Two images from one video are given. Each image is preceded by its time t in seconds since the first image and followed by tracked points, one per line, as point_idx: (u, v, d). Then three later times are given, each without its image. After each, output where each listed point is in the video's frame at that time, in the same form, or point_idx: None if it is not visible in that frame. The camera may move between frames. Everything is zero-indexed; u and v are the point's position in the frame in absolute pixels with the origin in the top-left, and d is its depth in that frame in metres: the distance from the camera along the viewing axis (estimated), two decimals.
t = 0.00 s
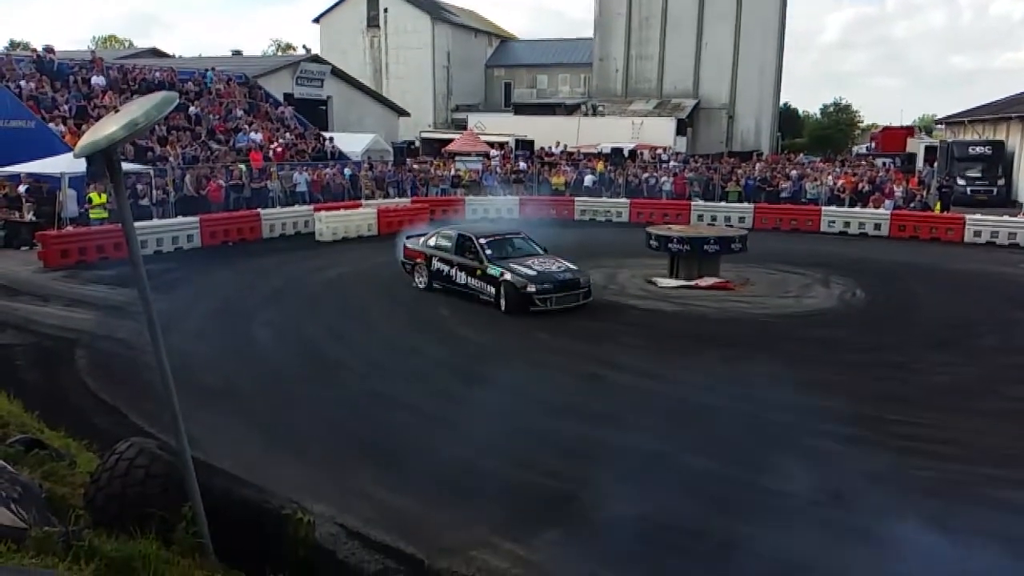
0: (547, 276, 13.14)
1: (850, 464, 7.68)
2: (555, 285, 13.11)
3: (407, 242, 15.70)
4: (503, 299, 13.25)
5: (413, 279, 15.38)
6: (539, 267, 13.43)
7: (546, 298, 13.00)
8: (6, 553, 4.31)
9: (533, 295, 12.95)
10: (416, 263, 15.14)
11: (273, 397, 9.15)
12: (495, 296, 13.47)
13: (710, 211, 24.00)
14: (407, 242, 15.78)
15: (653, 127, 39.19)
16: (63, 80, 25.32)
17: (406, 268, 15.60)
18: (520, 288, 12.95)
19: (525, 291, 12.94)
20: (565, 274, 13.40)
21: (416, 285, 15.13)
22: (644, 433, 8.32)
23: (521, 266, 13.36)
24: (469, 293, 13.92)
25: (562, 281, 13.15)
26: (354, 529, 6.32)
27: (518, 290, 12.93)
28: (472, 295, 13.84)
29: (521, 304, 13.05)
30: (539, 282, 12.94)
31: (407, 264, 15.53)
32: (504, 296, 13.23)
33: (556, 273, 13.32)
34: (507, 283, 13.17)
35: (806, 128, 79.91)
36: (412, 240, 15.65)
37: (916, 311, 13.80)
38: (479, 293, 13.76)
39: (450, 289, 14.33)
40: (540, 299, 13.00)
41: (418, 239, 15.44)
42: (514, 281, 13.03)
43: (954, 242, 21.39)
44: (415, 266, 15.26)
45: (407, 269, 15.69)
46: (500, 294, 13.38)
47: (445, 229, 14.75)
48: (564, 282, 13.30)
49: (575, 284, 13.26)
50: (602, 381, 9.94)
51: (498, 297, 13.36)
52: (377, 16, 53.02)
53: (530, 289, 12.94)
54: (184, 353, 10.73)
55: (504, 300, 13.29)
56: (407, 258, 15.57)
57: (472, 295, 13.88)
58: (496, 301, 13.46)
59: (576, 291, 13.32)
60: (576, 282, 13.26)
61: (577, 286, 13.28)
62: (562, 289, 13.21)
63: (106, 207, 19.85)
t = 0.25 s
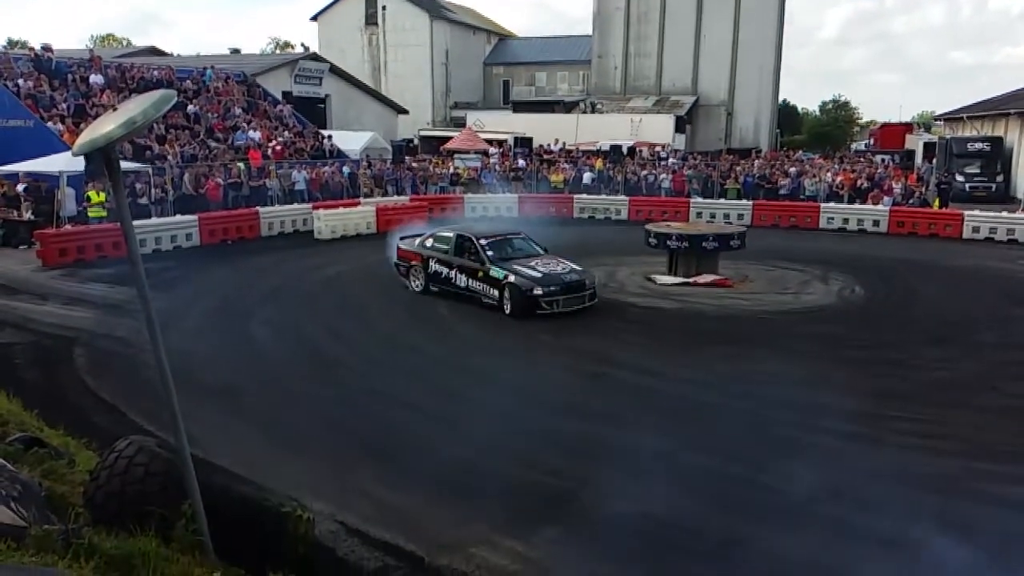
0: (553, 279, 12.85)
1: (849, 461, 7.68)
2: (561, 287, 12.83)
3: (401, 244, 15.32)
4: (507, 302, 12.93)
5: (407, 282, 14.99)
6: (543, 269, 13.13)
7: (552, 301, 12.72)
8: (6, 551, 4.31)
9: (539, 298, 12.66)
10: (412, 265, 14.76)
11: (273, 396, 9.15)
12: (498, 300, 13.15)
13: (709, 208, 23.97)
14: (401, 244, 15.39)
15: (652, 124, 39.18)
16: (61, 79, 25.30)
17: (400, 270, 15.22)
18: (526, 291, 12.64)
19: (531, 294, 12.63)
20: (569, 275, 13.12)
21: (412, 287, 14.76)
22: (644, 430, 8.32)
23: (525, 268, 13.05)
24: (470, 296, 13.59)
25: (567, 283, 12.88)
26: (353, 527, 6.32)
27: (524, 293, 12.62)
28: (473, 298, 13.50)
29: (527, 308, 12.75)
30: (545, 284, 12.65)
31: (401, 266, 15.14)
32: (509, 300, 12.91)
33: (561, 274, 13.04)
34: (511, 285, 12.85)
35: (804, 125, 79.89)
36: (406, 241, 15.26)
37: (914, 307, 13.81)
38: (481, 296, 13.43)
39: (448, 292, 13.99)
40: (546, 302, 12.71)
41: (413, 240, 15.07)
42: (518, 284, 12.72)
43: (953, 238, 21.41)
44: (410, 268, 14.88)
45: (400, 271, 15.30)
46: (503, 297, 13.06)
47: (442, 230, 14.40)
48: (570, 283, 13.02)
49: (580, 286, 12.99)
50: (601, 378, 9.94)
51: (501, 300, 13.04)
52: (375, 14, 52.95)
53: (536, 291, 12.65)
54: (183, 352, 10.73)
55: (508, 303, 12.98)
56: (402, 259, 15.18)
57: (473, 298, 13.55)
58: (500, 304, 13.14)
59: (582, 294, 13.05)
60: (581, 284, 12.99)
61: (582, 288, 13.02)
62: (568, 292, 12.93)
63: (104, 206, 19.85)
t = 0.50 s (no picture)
0: (558, 279, 12.51)
1: (846, 456, 7.71)
2: (566, 287, 12.51)
3: (394, 243, 14.85)
4: (511, 303, 12.55)
5: (402, 283, 14.53)
6: (547, 269, 12.78)
7: (558, 302, 12.38)
8: (2, 546, 4.33)
9: (545, 299, 12.30)
10: (407, 265, 14.31)
11: (270, 391, 9.15)
12: (501, 301, 12.75)
13: (705, 204, 23.97)
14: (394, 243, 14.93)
15: (649, 120, 39.18)
16: (57, 75, 25.27)
17: (394, 271, 14.76)
18: (532, 291, 12.28)
19: (537, 294, 12.26)
20: (573, 275, 12.79)
21: (407, 289, 14.30)
22: (642, 426, 8.33)
23: (528, 268, 12.71)
24: (471, 297, 13.18)
25: (572, 283, 12.55)
26: (351, 522, 6.34)
27: (530, 294, 12.24)
28: (474, 299, 13.10)
29: (532, 309, 12.37)
30: (551, 285, 12.31)
31: (395, 266, 14.68)
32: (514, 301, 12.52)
33: (565, 274, 12.72)
34: (515, 286, 12.46)
35: (802, 121, 79.96)
36: (398, 241, 14.81)
37: (911, 302, 13.85)
38: (483, 297, 13.03)
39: (447, 293, 13.58)
40: (552, 303, 12.36)
41: (407, 240, 14.63)
42: (524, 284, 12.35)
43: (949, 234, 21.45)
44: (404, 269, 14.43)
45: (394, 272, 14.84)
46: (506, 298, 12.69)
47: (438, 230, 14.00)
48: (574, 284, 12.69)
49: (585, 286, 12.67)
50: (598, 373, 9.96)
51: (504, 301, 12.66)
52: (372, 9, 52.87)
53: (541, 292, 12.28)
54: (180, 348, 10.72)
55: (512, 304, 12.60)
56: (395, 260, 14.72)
57: (474, 299, 13.15)
58: (503, 305, 12.76)
59: (587, 294, 12.74)
60: (586, 284, 12.67)
61: (587, 288, 12.70)
62: (573, 292, 12.59)
63: (101, 202, 19.83)
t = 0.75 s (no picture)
0: (561, 279, 12.13)
1: (839, 450, 7.73)
2: (570, 288, 12.14)
3: (384, 242, 14.36)
4: (514, 305, 12.16)
5: (394, 284, 14.05)
6: (549, 269, 12.38)
7: (563, 303, 12.02)
8: None
9: (549, 300, 11.92)
10: (400, 266, 13.82)
11: (263, 387, 9.13)
12: (502, 302, 12.36)
13: (698, 199, 23.98)
14: (384, 243, 14.43)
15: (642, 115, 39.21)
16: (47, 69, 25.11)
17: (386, 271, 14.27)
18: (536, 293, 11.89)
19: (541, 296, 11.88)
20: (576, 275, 12.41)
21: (401, 290, 13.83)
22: (636, 421, 8.34)
23: (530, 268, 12.32)
24: (470, 299, 12.77)
25: (576, 284, 12.18)
26: (344, 517, 6.33)
27: (534, 296, 11.86)
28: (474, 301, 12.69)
29: (537, 311, 11.99)
30: (555, 285, 11.93)
31: (386, 267, 14.20)
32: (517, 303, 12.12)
33: (568, 274, 12.33)
34: (518, 288, 12.06)
35: (794, 116, 80.12)
36: (389, 241, 14.32)
37: (902, 297, 13.91)
38: (483, 299, 12.62)
39: (445, 295, 13.14)
40: (556, 304, 11.99)
41: (399, 240, 14.13)
42: (527, 286, 11.95)
43: (941, 229, 21.55)
44: (397, 269, 13.95)
45: (385, 273, 14.35)
46: (508, 300, 12.29)
47: (433, 229, 13.53)
48: (578, 284, 12.32)
49: (588, 286, 12.30)
50: (591, 369, 9.97)
51: (505, 304, 12.27)
52: (365, 4, 52.70)
53: (545, 293, 11.89)
54: (173, 344, 10.68)
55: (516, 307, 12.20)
56: (387, 260, 14.23)
57: (474, 302, 12.73)
58: (505, 307, 12.36)
59: (591, 294, 12.38)
60: (589, 284, 12.30)
61: (591, 288, 12.35)
62: (577, 293, 12.23)
63: (92, 197, 19.74)
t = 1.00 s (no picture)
0: (566, 278, 11.77)
1: (830, 443, 7.77)
2: (574, 287, 11.80)
3: (375, 241, 13.84)
4: (517, 306, 11.78)
5: (387, 284, 13.57)
6: (552, 268, 12.02)
7: (568, 303, 11.67)
8: None
9: (554, 300, 11.55)
10: (394, 266, 13.34)
11: (255, 382, 9.12)
12: (505, 302, 11.97)
13: (690, 193, 23.99)
14: (375, 241, 13.92)
15: (635, 110, 39.24)
16: (37, 63, 24.94)
17: (377, 271, 13.77)
18: (541, 293, 11.52)
19: (547, 297, 11.51)
20: (579, 273, 12.07)
21: (395, 291, 13.37)
22: (629, 414, 8.35)
23: (533, 267, 11.94)
24: (469, 300, 12.37)
25: (580, 283, 11.84)
26: (336, 512, 6.34)
27: (539, 297, 11.49)
28: (475, 301, 12.29)
29: (542, 312, 11.63)
30: (560, 285, 11.56)
31: (378, 267, 13.71)
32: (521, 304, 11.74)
33: (571, 273, 11.98)
34: (521, 288, 11.68)
35: (786, 110, 80.26)
36: (380, 239, 13.81)
37: (893, 290, 13.98)
38: (484, 299, 12.22)
39: (443, 295, 12.72)
40: (561, 304, 11.63)
41: (391, 238, 13.63)
42: (532, 286, 11.57)
43: (931, 223, 21.65)
44: (390, 269, 13.47)
45: (376, 272, 13.86)
46: (511, 301, 11.90)
47: (427, 227, 13.06)
48: (582, 283, 11.97)
49: (592, 285, 11.97)
50: (584, 362, 9.99)
51: (509, 304, 11.89)
52: None
53: (551, 293, 11.52)
54: (164, 339, 10.65)
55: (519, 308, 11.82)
56: (378, 260, 13.72)
57: (474, 302, 12.33)
58: (508, 308, 11.97)
59: (595, 294, 12.06)
60: (594, 283, 11.97)
61: (595, 287, 12.01)
62: (582, 292, 11.88)
63: (83, 192, 19.64)
